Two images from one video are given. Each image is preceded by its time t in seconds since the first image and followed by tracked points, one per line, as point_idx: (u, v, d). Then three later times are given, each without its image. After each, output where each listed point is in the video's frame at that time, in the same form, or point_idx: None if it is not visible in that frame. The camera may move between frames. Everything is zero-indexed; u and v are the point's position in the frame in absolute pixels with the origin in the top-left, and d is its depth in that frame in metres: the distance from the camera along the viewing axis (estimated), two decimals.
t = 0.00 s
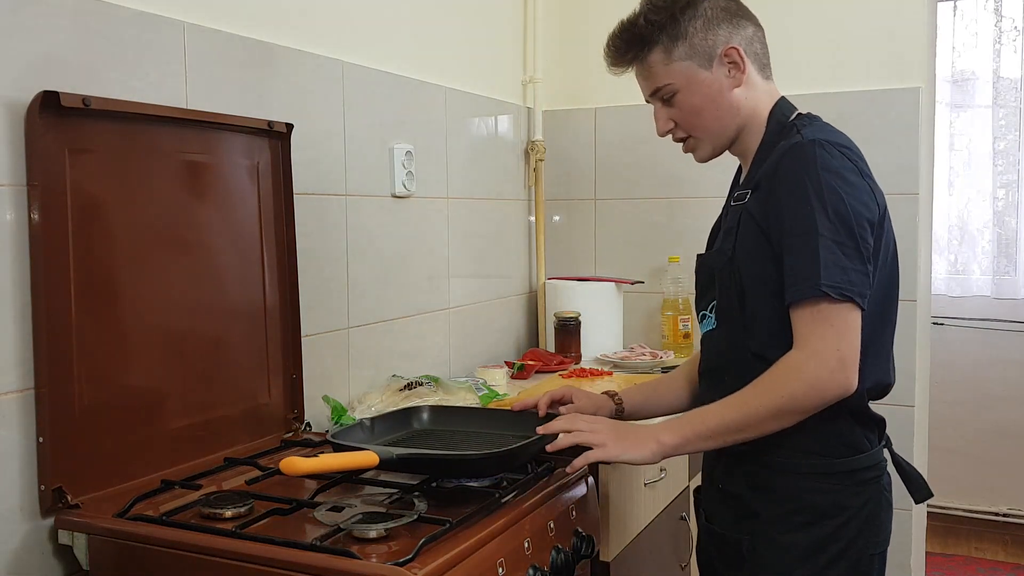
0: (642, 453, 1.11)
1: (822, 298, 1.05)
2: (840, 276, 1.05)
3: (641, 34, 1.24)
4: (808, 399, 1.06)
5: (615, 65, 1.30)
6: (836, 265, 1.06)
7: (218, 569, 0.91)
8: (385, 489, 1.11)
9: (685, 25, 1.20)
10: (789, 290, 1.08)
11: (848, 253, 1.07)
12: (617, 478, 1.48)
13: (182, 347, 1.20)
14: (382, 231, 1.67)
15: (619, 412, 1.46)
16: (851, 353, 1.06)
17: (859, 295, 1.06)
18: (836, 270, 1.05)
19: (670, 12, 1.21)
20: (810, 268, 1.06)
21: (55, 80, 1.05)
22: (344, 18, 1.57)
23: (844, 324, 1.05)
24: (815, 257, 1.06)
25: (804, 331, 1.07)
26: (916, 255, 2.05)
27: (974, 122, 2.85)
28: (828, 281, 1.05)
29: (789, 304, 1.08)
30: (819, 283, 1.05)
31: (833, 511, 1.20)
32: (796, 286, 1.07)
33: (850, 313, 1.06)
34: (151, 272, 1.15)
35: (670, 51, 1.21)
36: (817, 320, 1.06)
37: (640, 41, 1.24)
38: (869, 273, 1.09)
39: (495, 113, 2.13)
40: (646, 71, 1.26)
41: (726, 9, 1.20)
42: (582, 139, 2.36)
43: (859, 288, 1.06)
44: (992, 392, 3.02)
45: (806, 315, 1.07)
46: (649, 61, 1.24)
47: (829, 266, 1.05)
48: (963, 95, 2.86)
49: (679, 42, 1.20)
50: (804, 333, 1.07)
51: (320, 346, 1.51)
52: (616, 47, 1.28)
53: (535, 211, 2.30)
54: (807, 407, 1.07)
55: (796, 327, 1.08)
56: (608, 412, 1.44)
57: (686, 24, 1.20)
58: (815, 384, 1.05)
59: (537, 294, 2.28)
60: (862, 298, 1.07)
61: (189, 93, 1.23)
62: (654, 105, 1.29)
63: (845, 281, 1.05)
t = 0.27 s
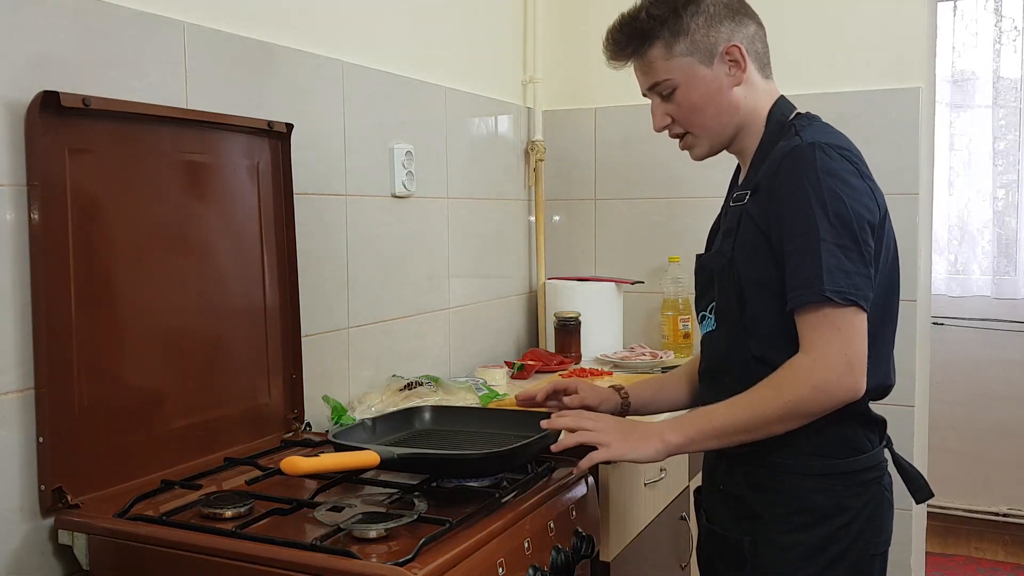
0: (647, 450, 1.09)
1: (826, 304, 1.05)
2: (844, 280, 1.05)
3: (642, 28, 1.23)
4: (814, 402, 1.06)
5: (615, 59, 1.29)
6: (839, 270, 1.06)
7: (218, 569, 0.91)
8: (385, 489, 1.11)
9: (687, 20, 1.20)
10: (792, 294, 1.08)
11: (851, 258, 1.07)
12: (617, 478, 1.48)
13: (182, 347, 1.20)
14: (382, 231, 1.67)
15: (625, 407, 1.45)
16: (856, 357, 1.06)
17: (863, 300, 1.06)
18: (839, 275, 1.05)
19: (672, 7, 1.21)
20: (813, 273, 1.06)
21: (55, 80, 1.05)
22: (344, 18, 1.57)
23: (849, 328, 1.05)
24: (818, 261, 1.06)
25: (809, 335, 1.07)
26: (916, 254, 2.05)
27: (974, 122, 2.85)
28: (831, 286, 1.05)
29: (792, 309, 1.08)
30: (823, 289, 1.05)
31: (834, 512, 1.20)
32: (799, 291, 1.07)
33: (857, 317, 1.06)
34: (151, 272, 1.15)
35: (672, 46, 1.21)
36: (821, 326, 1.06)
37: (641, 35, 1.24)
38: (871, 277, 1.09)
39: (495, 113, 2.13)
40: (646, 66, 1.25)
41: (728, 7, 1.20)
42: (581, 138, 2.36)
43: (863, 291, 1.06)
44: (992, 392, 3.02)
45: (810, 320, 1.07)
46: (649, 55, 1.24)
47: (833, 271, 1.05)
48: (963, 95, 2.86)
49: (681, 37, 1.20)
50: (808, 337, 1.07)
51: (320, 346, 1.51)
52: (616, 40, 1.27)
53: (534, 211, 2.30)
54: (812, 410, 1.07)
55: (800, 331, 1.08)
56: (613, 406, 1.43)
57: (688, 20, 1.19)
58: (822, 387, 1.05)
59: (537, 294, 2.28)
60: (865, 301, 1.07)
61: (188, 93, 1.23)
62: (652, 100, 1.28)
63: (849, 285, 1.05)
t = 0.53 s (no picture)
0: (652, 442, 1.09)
1: (840, 306, 1.05)
2: (857, 280, 1.05)
3: (670, 8, 1.18)
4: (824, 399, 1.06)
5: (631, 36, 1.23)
6: (852, 271, 1.06)
7: (218, 568, 0.91)
8: (385, 489, 1.11)
9: (720, 5, 1.17)
10: (803, 296, 1.07)
11: (862, 259, 1.07)
12: (618, 478, 1.48)
13: (182, 347, 1.20)
14: (382, 231, 1.67)
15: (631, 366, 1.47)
16: (874, 357, 1.06)
17: (876, 302, 1.06)
18: (853, 276, 1.05)
19: None
20: (825, 275, 1.06)
21: (55, 79, 1.05)
22: (344, 18, 1.57)
23: (866, 332, 1.06)
24: (830, 263, 1.06)
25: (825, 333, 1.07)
26: (916, 254, 2.05)
27: (974, 122, 2.85)
28: (845, 288, 1.05)
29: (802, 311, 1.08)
30: (836, 292, 1.05)
31: (830, 511, 1.20)
32: (811, 293, 1.07)
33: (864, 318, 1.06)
34: (151, 272, 1.15)
35: (703, 29, 1.17)
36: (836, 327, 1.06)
37: (667, 15, 1.18)
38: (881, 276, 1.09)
39: (495, 113, 2.13)
40: (668, 48, 1.20)
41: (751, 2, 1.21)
42: (581, 138, 2.36)
43: (876, 291, 1.06)
44: (992, 392, 3.02)
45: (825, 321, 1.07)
46: (676, 36, 1.18)
47: (845, 273, 1.05)
48: (963, 95, 2.86)
49: (712, 21, 1.17)
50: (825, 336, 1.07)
51: (320, 345, 1.51)
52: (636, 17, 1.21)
53: (534, 212, 2.30)
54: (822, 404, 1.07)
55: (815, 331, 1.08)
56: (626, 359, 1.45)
57: (719, 5, 1.17)
58: (831, 386, 1.05)
59: (537, 294, 2.28)
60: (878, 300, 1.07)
61: (188, 93, 1.23)
62: (666, 85, 1.23)
63: (862, 287, 1.05)
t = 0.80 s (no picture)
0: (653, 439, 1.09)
1: (839, 307, 1.05)
2: (858, 285, 1.06)
3: None
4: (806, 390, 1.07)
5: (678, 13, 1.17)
6: (855, 275, 1.06)
7: (219, 569, 0.91)
8: (385, 489, 1.11)
9: None
10: (805, 294, 1.08)
11: (867, 265, 1.07)
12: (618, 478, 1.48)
13: (182, 347, 1.20)
14: (382, 230, 1.67)
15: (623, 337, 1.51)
16: (856, 357, 1.07)
17: (873, 308, 1.07)
18: (856, 280, 1.06)
19: None
20: (831, 275, 1.06)
21: (56, 79, 1.05)
22: (344, 18, 1.57)
23: (852, 332, 1.06)
24: (835, 264, 1.06)
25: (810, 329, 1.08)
26: (916, 254, 2.05)
27: (974, 122, 2.85)
28: (847, 290, 1.05)
29: (801, 308, 1.08)
30: (839, 292, 1.05)
31: (830, 511, 1.20)
32: (814, 292, 1.07)
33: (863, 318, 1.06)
34: (151, 272, 1.15)
35: (757, 16, 1.15)
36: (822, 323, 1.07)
37: None
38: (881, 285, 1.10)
39: (495, 113, 2.13)
40: (720, 27, 1.15)
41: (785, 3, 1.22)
42: (581, 138, 2.36)
43: (874, 298, 1.07)
44: (992, 392, 3.02)
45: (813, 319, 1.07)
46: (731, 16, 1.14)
47: (849, 276, 1.06)
48: (963, 95, 2.86)
49: (766, 10, 1.15)
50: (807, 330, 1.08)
51: (320, 345, 1.51)
52: None
53: (535, 211, 2.30)
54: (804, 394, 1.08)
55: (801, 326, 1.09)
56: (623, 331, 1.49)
57: None
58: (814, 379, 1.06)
59: (538, 294, 2.28)
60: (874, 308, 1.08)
61: (189, 92, 1.23)
62: (709, 66, 1.18)
63: (863, 291, 1.06)
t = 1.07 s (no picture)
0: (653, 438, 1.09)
1: (844, 305, 1.05)
2: (863, 283, 1.06)
3: None
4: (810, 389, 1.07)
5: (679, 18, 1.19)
6: (860, 274, 1.06)
7: (219, 569, 0.91)
8: (385, 489, 1.11)
9: None
10: (810, 292, 1.08)
11: (872, 264, 1.08)
12: (618, 478, 1.48)
13: (182, 347, 1.20)
14: (382, 230, 1.67)
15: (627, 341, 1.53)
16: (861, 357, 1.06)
17: (876, 308, 1.07)
18: (862, 279, 1.06)
19: None
20: (836, 274, 1.06)
21: (56, 79, 1.05)
22: (344, 18, 1.57)
23: (858, 331, 1.06)
24: (840, 263, 1.07)
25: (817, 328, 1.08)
26: (916, 253, 2.05)
27: (974, 122, 2.85)
28: (852, 289, 1.05)
29: (805, 306, 1.08)
30: (844, 290, 1.05)
31: (831, 511, 1.20)
32: (819, 291, 1.07)
33: (863, 319, 1.06)
34: (151, 272, 1.15)
35: (761, 19, 1.14)
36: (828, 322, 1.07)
37: None
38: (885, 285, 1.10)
39: (495, 113, 2.13)
40: (719, 31, 1.15)
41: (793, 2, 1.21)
42: (581, 138, 2.36)
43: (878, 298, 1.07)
44: (992, 392, 3.02)
45: (820, 317, 1.07)
46: (733, 20, 1.14)
47: (854, 274, 1.06)
48: (963, 95, 2.86)
49: (771, 13, 1.15)
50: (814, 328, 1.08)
51: (320, 344, 1.51)
52: None
53: (535, 211, 2.30)
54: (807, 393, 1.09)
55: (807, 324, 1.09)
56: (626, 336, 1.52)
57: None
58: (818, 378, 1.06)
59: (538, 294, 2.28)
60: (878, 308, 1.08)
61: (189, 92, 1.23)
62: (710, 67, 1.18)
63: (868, 290, 1.06)
